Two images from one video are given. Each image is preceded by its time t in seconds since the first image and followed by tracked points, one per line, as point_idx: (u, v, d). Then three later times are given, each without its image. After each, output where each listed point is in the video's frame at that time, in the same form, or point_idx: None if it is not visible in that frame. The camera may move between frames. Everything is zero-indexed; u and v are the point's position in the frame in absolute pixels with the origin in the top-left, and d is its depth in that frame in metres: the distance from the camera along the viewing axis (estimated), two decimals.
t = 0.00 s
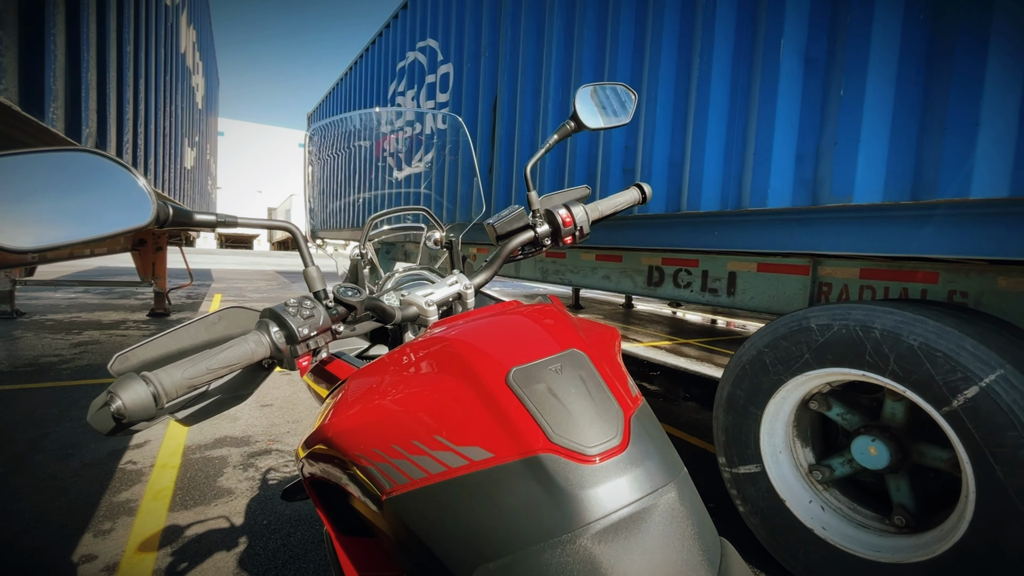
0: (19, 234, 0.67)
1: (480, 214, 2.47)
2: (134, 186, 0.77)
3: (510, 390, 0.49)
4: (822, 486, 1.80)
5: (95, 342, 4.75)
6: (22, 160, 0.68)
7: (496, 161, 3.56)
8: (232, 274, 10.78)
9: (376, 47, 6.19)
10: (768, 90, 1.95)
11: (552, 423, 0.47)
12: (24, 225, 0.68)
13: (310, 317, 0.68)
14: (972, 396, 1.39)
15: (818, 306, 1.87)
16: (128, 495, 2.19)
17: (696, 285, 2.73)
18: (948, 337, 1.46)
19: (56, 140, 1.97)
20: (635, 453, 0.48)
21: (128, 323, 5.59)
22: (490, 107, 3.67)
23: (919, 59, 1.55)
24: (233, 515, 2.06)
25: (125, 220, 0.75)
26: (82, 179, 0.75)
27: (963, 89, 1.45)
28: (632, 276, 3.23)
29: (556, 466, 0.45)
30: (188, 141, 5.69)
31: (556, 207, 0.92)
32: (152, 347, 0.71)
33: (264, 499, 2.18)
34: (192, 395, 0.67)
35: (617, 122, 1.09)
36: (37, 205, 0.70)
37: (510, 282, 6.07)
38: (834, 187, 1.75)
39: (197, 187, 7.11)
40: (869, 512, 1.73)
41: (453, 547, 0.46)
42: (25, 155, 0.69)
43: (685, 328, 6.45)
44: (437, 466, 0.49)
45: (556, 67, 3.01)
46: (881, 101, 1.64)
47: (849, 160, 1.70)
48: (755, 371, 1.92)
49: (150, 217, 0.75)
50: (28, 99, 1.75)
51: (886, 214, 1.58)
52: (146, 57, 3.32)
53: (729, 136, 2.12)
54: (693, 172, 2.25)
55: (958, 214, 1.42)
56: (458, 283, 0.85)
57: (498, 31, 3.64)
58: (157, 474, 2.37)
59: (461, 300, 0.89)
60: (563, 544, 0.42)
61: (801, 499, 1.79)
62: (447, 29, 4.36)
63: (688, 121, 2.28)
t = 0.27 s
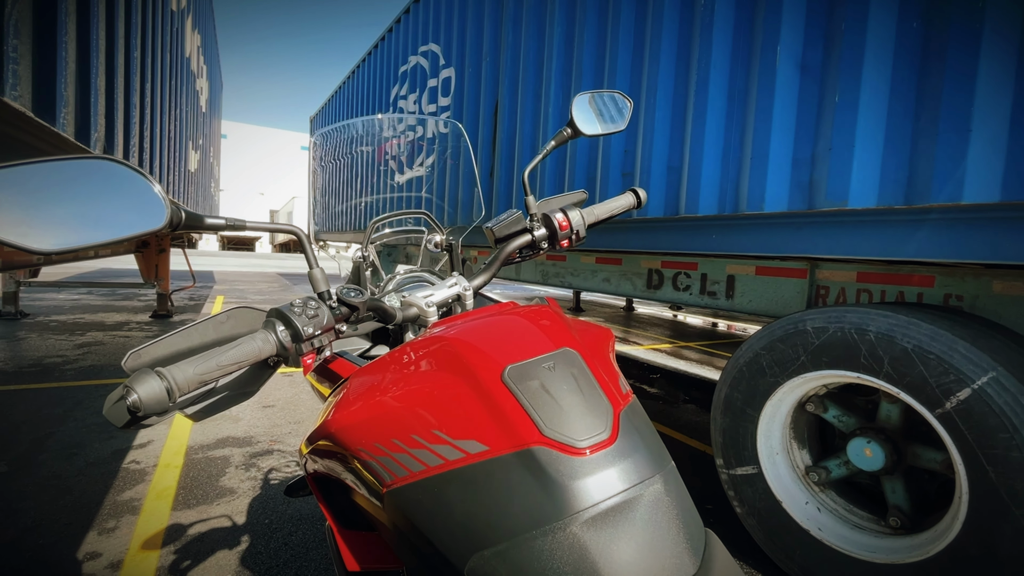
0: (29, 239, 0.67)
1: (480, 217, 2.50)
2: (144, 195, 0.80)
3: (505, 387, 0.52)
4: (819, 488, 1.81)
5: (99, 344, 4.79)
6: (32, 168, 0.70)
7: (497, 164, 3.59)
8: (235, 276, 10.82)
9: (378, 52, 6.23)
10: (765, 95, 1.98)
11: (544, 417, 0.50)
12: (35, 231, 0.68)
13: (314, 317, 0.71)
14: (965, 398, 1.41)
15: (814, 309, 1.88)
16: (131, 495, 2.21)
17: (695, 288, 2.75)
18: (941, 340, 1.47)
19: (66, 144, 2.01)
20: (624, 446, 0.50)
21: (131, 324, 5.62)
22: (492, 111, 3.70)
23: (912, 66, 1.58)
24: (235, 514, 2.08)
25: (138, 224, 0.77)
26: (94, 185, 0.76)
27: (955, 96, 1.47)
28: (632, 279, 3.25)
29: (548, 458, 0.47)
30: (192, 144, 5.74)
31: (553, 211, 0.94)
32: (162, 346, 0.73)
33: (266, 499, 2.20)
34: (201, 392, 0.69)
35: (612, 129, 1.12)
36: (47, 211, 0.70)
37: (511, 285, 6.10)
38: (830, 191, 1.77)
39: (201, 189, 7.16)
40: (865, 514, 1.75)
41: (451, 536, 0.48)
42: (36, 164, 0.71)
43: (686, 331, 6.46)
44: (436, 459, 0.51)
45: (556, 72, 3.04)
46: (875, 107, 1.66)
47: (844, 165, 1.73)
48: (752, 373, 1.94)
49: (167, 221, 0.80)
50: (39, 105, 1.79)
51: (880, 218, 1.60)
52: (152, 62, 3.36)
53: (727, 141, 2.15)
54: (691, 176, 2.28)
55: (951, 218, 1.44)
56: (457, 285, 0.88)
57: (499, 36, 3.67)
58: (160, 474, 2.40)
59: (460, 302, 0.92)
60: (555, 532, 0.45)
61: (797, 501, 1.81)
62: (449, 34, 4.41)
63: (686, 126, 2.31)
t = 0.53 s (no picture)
0: (46, 243, 0.70)
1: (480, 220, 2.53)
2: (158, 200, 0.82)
3: (498, 384, 0.54)
4: (816, 490, 1.83)
5: (102, 345, 4.82)
6: (51, 175, 0.73)
7: (498, 168, 3.62)
8: (237, 278, 10.87)
9: (381, 56, 6.28)
10: (762, 100, 2.00)
11: (536, 413, 0.52)
12: (54, 235, 0.71)
13: (317, 317, 0.73)
14: (958, 401, 1.42)
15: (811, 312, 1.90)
16: (135, 493, 2.24)
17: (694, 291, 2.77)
18: (934, 342, 1.49)
19: (75, 148, 2.04)
20: (611, 441, 0.52)
21: (134, 326, 5.66)
22: (493, 114, 3.73)
23: (906, 73, 1.60)
24: (238, 513, 2.11)
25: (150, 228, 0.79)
26: (108, 191, 0.78)
27: (948, 102, 1.50)
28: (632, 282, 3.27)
29: (539, 452, 0.50)
30: (196, 147, 5.79)
31: (550, 216, 0.97)
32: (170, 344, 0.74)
33: (268, 498, 2.23)
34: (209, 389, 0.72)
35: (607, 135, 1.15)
36: (66, 216, 0.73)
37: (513, 288, 6.12)
38: (825, 196, 1.79)
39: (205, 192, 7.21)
40: (861, 515, 1.76)
41: (447, 526, 0.50)
42: (56, 171, 0.74)
43: (687, 334, 6.47)
44: (432, 452, 0.54)
45: (557, 77, 3.07)
46: (870, 112, 1.68)
47: (839, 170, 1.75)
48: (749, 375, 1.96)
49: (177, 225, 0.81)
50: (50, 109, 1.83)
51: (875, 222, 1.62)
52: (158, 66, 3.41)
53: (725, 145, 2.17)
54: (689, 180, 2.30)
55: (945, 223, 1.46)
56: (456, 287, 0.90)
57: (500, 41, 3.71)
58: (163, 473, 2.42)
59: (459, 303, 0.95)
60: (544, 521, 0.47)
61: (794, 502, 1.82)
62: (451, 39, 4.45)
63: (684, 131, 2.33)
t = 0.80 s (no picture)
0: (57, 242, 0.73)
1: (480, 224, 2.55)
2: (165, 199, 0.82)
3: (491, 380, 0.56)
4: (814, 492, 1.83)
5: (106, 346, 4.86)
6: (62, 176, 0.75)
7: (499, 171, 3.64)
8: (241, 280, 10.92)
9: (385, 60, 6.33)
10: (760, 104, 2.01)
11: (526, 408, 0.54)
12: (65, 234, 0.74)
13: (316, 315, 0.74)
14: (954, 403, 1.43)
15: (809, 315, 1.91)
16: (138, 493, 2.26)
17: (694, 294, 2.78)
18: (930, 345, 1.50)
19: (82, 151, 2.08)
20: (599, 435, 0.54)
21: (138, 327, 5.70)
22: (494, 118, 3.76)
23: (902, 78, 1.62)
24: (239, 513, 2.12)
25: (154, 229, 0.79)
26: (116, 192, 0.79)
27: (944, 106, 1.51)
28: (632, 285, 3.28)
29: (528, 445, 0.51)
30: (201, 151, 5.84)
31: (546, 218, 0.99)
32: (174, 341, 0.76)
33: (269, 498, 2.24)
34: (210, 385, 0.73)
35: (603, 139, 1.16)
36: (76, 217, 0.76)
37: (514, 291, 6.14)
38: (823, 199, 1.80)
39: (209, 195, 7.27)
40: (860, 518, 1.76)
41: (440, 517, 0.52)
42: (67, 172, 0.76)
43: (689, 338, 6.47)
44: (427, 447, 0.55)
45: (557, 81, 3.10)
46: (867, 116, 1.70)
47: (836, 173, 1.76)
48: (748, 377, 1.97)
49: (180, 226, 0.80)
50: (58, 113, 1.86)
51: (872, 225, 1.63)
52: (164, 71, 3.45)
53: (723, 149, 2.19)
54: (689, 183, 2.32)
55: (941, 226, 1.47)
56: (453, 288, 0.92)
57: (502, 45, 3.74)
58: (166, 473, 2.44)
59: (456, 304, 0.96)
60: (534, 513, 0.48)
61: (792, 504, 1.82)
62: (453, 43, 4.48)
63: (684, 134, 2.35)
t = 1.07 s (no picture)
0: (67, 245, 0.75)
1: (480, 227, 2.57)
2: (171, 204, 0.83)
3: (484, 379, 0.58)
4: (813, 495, 1.84)
5: (112, 348, 4.90)
6: (74, 182, 0.78)
7: (501, 175, 3.66)
8: (245, 282, 10.98)
9: (388, 64, 6.38)
10: (758, 109, 2.03)
11: (517, 406, 0.55)
12: (75, 238, 0.76)
13: (316, 316, 0.76)
14: (951, 406, 1.43)
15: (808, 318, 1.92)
16: (142, 492, 2.28)
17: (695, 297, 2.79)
18: (928, 348, 1.50)
19: (89, 156, 2.12)
20: (589, 432, 0.56)
21: (143, 329, 5.75)
22: (497, 122, 3.79)
23: (899, 83, 1.63)
24: (241, 513, 2.14)
25: (160, 231, 0.80)
26: (124, 197, 0.81)
27: (939, 112, 1.52)
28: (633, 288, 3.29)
29: (519, 442, 0.53)
30: (206, 154, 5.89)
31: (542, 222, 1.01)
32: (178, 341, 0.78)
33: (271, 499, 2.26)
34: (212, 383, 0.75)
35: (599, 144, 1.18)
36: (86, 220, 0.78)
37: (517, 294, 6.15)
38: (821, 203, 1.82)
39: (214, 198, 7.33)
40: (859, 521, 1.76)
41: (433, 512, 0.53)
42: (78, 179, 0.78)
43: (692, 341, 6.46)
44: (422, 444, 0.57)
45: (559, 86, 3.13)
46: (864, 121, 1.71)
47: (834, 177, 1.78)
48: (747, 380, 1.98)
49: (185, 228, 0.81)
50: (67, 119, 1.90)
51: (869, 229, 1.64)
52: (171, 76, 3.50)
53: (722, 153, 2.20)
54: (688, 187, 2.33)
55: (937, 230, 1.47)
56: (451, 290, 0.93)
57: (504, 50, 3.77)
58: (169, 473, 2.47)
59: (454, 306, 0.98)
60: (524, 507, 0.50)
61: (791, 507, 1.83)
62: (456, 48, 4.52)
63: (683, 139, 2.36)
